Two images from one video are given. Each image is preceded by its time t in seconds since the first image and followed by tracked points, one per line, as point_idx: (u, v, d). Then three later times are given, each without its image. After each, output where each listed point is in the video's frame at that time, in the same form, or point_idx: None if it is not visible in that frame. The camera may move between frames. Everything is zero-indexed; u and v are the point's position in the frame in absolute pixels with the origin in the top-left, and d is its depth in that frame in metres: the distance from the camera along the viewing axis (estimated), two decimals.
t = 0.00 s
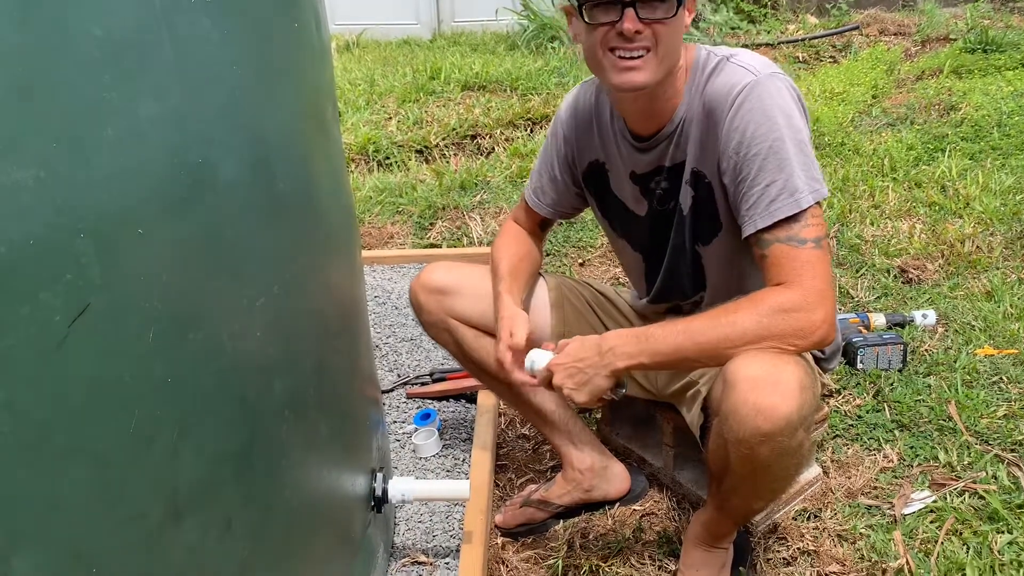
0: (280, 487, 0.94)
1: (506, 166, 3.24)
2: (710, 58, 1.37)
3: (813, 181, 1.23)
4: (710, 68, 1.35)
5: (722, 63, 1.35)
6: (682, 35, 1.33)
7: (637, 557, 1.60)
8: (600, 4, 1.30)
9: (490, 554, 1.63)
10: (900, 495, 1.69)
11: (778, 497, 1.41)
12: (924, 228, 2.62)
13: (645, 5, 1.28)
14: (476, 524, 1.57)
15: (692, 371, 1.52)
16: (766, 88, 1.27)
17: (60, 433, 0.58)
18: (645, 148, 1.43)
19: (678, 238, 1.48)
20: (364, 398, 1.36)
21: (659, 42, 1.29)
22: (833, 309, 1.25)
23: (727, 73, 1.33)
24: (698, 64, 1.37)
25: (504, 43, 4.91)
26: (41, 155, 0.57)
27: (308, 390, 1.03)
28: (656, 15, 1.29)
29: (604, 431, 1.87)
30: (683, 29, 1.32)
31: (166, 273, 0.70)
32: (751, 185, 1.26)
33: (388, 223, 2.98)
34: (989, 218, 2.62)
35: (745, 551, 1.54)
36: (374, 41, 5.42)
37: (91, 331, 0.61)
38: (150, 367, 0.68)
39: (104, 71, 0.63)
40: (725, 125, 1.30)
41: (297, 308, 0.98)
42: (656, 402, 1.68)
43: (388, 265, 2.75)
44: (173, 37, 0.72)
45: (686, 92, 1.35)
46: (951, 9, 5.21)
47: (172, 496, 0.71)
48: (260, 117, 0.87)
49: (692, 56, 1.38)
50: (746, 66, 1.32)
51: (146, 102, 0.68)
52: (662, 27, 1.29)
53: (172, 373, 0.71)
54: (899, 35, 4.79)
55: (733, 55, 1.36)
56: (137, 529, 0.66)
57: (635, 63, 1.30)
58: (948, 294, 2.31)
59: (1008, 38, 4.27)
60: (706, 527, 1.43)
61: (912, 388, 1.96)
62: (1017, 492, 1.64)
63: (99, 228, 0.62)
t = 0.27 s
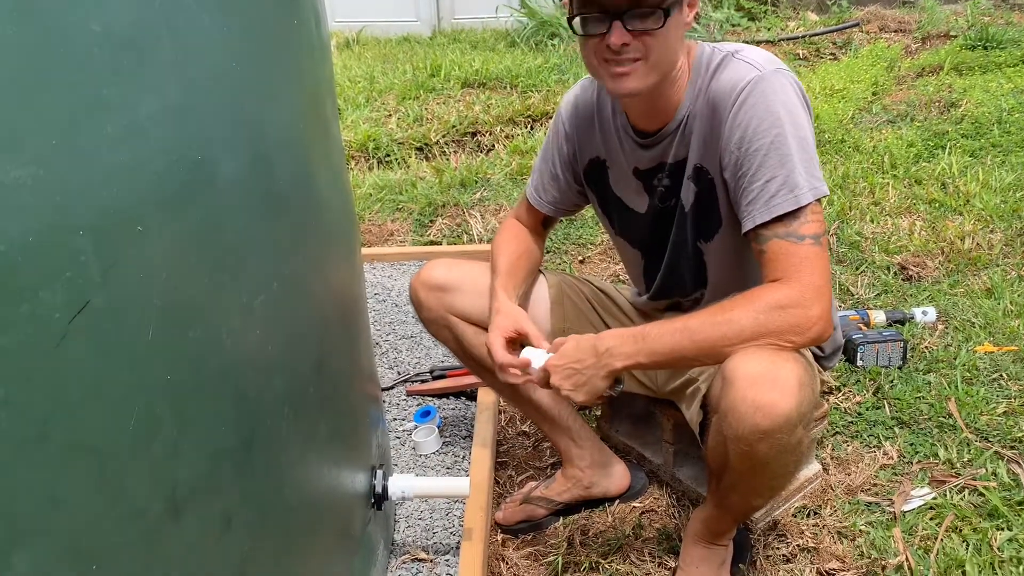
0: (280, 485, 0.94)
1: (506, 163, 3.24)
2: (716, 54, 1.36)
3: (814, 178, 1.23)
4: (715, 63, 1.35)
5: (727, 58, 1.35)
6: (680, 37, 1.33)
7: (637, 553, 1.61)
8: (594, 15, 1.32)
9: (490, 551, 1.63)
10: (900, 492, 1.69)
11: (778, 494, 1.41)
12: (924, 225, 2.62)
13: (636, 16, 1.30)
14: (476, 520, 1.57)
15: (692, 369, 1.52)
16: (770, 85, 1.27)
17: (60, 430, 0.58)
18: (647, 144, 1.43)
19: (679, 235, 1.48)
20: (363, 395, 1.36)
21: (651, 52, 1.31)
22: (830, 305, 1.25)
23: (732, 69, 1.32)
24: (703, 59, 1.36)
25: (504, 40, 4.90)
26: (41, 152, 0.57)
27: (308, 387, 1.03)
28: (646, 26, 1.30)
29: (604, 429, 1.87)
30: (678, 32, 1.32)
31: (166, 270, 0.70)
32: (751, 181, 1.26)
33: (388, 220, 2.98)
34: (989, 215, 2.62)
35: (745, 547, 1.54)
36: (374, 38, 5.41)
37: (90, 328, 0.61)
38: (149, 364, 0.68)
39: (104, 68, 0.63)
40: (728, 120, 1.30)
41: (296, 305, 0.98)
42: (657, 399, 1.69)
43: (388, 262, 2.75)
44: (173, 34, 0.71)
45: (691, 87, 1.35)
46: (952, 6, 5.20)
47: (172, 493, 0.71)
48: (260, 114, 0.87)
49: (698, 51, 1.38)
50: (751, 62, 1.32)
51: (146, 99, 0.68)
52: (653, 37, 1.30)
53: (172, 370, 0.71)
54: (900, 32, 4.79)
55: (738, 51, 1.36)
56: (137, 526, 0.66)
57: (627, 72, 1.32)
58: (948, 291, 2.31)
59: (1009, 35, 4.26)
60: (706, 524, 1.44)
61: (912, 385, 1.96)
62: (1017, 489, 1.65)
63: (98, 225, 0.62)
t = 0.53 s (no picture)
0: (280, 483, 0.94)
1: (505, 161, 3.24)
2: (722, 54, 1.36)
3: (821, 178, 1.23)
4: (721, 63, 1.35)
5: (734, 59, 1.35)
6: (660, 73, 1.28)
7: (636, 552, 1.61)
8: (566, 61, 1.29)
9: (489, 550, 1.64)
10: (899, 490, 1.69)
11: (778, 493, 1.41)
12: (924, 224, 2.62)
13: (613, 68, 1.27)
14: (476, 519, 1.57)
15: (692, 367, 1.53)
16: (777, 85, 1.27)
17: (60, 429, 0.58)
18: (650, 144, 1.43)
19: (682, 234, 1.48)
20: (363, 393, 1.36)
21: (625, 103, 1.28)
22: (831, 304, 1.25)
23: (739, 69, 1.32)
24: (709, 59, 1.36)
25: (503, 39, 4.90)
26: (41, 151, 0.57)
27: (307, 385, 1.03)
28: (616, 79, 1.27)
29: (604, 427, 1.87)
30: (659, 76, 1.27)
31: (165, 270, 0.70)
32: (758, 181, 1.26)
33: (387, 218, 2.98)
34: (989, 214, 2.62)
35: (745, 547, 1.54)
36: (374, 37, 5.41)
37: (90, 326, 0.61)
38: (148, 363, 0.67)
39: (103, 67, 0.63)
40: (734, 120, 1.30)
41: (296, 302, 0.97)
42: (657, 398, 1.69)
43: (388, 261, 2.75)
44: (171, 33, 0.71)
45: (697, 87, 1.35)
46: (952, 4, 5.20)
47: (171, 492, 0.71)
48: (259, 112, 0.87)
49: (704, 50, 1.37)
50: (758, 62, 1.31)
51: (145, 98, 0.68)
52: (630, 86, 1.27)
53: (171, 369, 0.71)
54: (899, 31, 4.79)
55: (745, 52, 1.36)
56: (136, 525, 0.66)
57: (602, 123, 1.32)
58: (947, 290, 2.31)
59: (1008, 33, 4.26)
60: (706, 523, 1.44)
61: (911, 384, 1.96)
62: (1016, 488, 1.65)
63: (98, 224, 0.62)
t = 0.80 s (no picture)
0: (280, 482, 0.94)
1: (505, 161, 3.24)
2: (717, 55, 1.36)
3: (819, 178, 1.22)
4: (717, 65, 1.35)
5: (730, 59, 1.35)
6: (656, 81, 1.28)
7: (636, 552, 1.61)
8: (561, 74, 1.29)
9: (490, 549, 1.64)
10: (900, 491, 1.69)
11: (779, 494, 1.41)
12: (924, 224, 2.62)
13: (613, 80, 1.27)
14: (476, 518, 1.57)
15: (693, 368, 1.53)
16: (773, 86, 1.27)
17: (59, 429, 0.58)
18: (648, 147, 1.43)
19: (680, 236, 1.48)
20: (363, 393, 1.36)
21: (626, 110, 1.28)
22: (831, 305, 1.25)
23: (735, 70, 1.32)
24: (705, 60, 1.36)
25: (503, 38, 4.90)
26: (42, 149, 0.57)
27: (307, 385, 1.03)
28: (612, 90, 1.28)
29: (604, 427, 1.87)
30: (655, 83, 1.28)
31: (165, 269, 0.70)
32: (755, 182, 1.26)
33: (387, 218, 2.98)
34: (989, 215, 2.62)
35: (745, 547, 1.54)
36: (374, 36, 5.41)
37: (90, 325, 0.61)
38: (149, 362, 0.68)
39: (103, 66, 0.63)
40: (731, 121, 1.30)
41: (296, 301, 0.97)
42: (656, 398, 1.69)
43: (388, 260, 2.75)
44: (173, 32, 0.71)
45: (693, 89, 1.35)
46: (952, 5, 5.20)
47: (171, 492, 0.71)
48: (260, 112, 0.87)
49: (699, 52, 1.38)
50: (754, 63, 1.31)
51: (146, 98, 0.68)
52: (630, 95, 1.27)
53: (171, 368, 0.71)
54: (899, 31, 4.78)
55: (741, 52, 1.36)
56: (136, 525, 0.66)
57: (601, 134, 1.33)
58: (948, 290, 2.31)
59: (1009, 34, 4.26)
60: (707, 524, 1.44)
61: (911, 384, 1.96)
62: (1016, 489, 1.65)
63: (99, 223, 0.62)
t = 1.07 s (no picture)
0: (280, 482, 0.94)
1: (506, 162, 3.24)
2: (715, 56, 1.36)
3: (816, 180, 1.23)
4: (715, 66, 1.35)
5: (727, 61, 1.35)
6: (654, 84, 1.28)
7: (636, 553, 1.61)
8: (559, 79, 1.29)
9: (489, 550, 1.64)
10: (899, 492, 1.69)
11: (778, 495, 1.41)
12: (924, 226, 2.62)
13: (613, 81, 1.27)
14: (476, 519, 1.57)
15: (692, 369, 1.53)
16: (771, 87, 1.27)
17: (60, 430, 0.58)
18: (645, 149, 1.43)
19: (678, 237, 1.48)
20: (363, 394, 1.36)
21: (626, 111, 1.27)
22: (829, 306, 1.25)
23: (733, 71, 1.32)
24: (703, 62, 1.36)
25: (503, 40, 4.90)
26: (42, 149, 0.57)
27: (307, 385, 1.03)
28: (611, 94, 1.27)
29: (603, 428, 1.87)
30: (653, 86, 1.28)
31: (165, 270, 0.70)
32: (753, 183, 1.26)
33: (387, 219, 2.98)
34: (989, 216, 2.62)
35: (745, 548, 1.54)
36: (374, 37, 5.41)
37: (91, 326, 0.61)
38: (149, 363, 0.68)
39: (104, 66, 0.63)
40: (729, 122, 1.30)
41: (296, 302, 0.97)
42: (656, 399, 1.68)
43: (388, 261, 2.75)
44: (173, 33, 0.71)
45: (691, 90, 1.35)
46: (952, 7, 5.20)
47: (172, 492, 0.71)
48: (260, 113, 0.87)
49: (697, 54, 1.38)
50: (751, 65, 1.31)
51: (147, 99, 0.68)
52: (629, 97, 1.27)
53: (172, 369, 0.71)
54: (899, 33, 4.79)
55: (738, 53, 1.36)
56: (138, 525, 0.66)
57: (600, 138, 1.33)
58: (947, 292, 2.31)
59: (1009, 36, 4.26)
60: (706, 525, 1.44)
61: (911, 385, 1.96)
62: (1016, 490, 1.65)
63: (100, 224, 0.62)
